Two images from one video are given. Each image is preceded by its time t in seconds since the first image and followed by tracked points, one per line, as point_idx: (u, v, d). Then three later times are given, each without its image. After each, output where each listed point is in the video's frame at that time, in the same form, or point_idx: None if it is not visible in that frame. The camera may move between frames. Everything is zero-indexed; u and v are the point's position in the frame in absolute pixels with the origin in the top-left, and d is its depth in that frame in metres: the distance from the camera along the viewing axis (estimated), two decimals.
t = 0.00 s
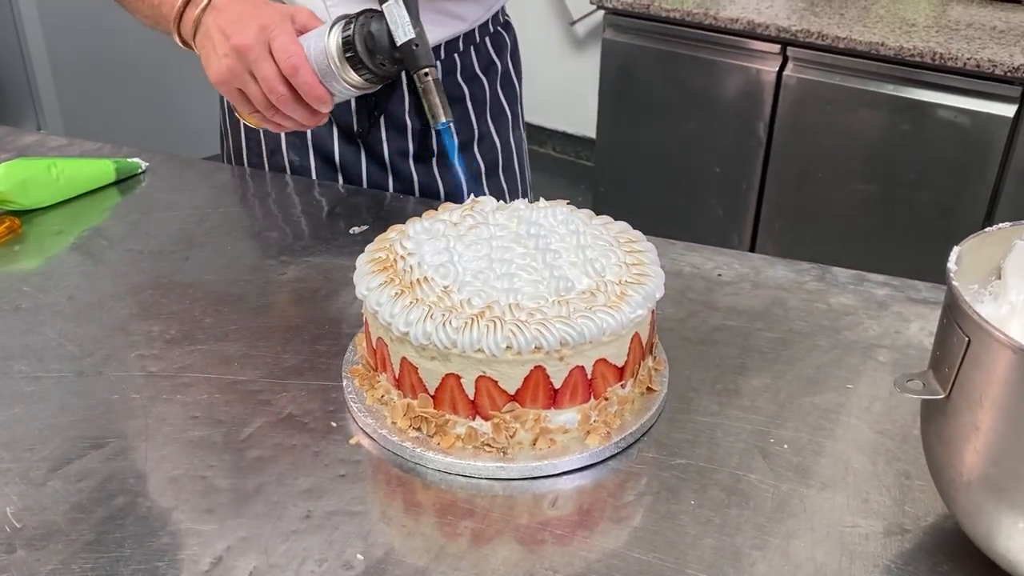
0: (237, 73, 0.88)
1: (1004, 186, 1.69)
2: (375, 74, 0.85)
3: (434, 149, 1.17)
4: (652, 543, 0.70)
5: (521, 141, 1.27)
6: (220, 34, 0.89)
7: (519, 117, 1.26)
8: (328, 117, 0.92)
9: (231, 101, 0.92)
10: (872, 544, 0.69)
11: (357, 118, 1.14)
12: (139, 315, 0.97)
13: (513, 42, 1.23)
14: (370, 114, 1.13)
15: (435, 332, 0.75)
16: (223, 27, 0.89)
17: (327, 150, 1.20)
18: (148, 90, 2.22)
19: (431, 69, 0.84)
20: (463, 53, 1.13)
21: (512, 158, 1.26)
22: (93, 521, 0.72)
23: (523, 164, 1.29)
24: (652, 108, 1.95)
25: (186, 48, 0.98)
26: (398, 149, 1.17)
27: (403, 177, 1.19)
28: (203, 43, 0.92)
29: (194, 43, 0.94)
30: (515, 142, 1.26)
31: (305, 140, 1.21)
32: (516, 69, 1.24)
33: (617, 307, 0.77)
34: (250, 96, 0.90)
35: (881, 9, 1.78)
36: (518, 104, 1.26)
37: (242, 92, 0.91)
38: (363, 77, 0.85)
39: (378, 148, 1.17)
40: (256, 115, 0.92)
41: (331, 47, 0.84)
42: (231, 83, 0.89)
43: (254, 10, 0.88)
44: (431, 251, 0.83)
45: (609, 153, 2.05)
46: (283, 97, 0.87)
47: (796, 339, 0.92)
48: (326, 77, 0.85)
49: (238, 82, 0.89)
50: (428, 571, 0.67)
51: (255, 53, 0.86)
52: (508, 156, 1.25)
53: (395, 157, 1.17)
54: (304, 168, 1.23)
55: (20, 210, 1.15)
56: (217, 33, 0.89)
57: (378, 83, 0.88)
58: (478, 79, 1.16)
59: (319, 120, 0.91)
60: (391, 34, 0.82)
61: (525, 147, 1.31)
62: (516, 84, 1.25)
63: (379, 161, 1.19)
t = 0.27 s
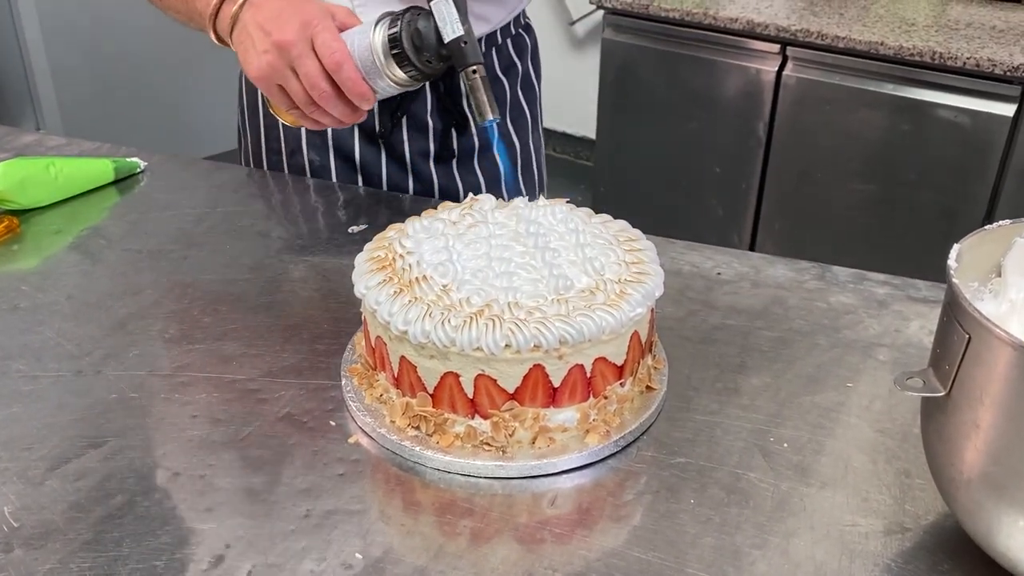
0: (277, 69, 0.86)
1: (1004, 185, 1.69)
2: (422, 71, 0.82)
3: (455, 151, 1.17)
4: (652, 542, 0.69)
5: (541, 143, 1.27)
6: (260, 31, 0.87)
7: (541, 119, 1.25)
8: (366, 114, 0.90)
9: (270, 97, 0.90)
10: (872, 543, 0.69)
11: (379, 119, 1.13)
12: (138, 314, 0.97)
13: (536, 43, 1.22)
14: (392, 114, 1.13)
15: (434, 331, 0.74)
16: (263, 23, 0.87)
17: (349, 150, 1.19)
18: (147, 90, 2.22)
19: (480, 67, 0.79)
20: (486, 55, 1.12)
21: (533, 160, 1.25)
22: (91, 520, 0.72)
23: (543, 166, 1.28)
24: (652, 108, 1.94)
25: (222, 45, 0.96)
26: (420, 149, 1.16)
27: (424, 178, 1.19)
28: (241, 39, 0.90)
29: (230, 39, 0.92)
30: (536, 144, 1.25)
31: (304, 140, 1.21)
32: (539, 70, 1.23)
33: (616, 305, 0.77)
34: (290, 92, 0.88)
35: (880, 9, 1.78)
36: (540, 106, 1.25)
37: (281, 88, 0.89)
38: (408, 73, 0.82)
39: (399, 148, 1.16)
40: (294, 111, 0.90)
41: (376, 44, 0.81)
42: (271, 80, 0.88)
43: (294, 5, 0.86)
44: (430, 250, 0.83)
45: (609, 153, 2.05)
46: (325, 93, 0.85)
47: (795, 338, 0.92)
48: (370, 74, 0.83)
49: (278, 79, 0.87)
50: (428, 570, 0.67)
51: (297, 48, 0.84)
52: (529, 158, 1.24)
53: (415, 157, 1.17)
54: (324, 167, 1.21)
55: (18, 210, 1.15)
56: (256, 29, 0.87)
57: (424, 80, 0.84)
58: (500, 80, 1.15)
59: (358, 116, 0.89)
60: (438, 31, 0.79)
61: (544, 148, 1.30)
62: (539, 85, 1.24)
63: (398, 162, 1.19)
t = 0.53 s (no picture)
0: (316, 69, 0.85)
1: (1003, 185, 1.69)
2: (465, 75, 0.81)
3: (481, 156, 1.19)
4: (651, 543, 0.69)
5: (568, 147, 1.29)
6: (299, 29, 0.86)
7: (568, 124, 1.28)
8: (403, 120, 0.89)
9: (305, 98, 0.89)
10: (871, 544, 0.69)
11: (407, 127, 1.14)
12: (137, 316, 0.97)
13: (565, 48, 1.24)
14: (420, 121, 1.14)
15: (433, 333, 0.74)
16: (303, 22, 0.86)
17: (375, 155, 1.19)
18: (146, 91, 2.22)
19: (525, 72, 0.79)
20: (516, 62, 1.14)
21: (561, 165, 1.27)
22: (90, 522, 0.71)
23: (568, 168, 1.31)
24: (650, 109, 1.94)
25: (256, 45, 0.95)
26: (446, 155, 1.18)
27: (450, 183, 1.20)
28: (278, 37, 0.89)
29: (266, 38, 0.91)
30: (563, 148, 1.27)
31: (304, 141, 1.21)
32: (567, 74, 1.25)
33: (615, 307, 0.77)
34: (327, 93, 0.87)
35: (879, 9, 1.78)
36: (569, 110, 1.27)
37: (318, 89, 0.88)
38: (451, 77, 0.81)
39: (427, 154, 1.18)
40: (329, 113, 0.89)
41: (420, 46, 0.81)
42: (308, 79, 0.87)
43: (335, 6, 0.86)
44: (429, 252, 0.83)
45: (607, 154, 2.05)
46: (363, 95, 0.84)
47: (794, 339, 0.92)
48: (411, 77, 0.82)
49: (315, 79, 0.86)
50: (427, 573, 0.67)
51: (337, 48, 0.83)
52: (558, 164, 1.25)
53: (442, 163, 1.18)
54: (348, 172, 1.21)
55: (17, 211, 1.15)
56: (296, 28, 0.87)
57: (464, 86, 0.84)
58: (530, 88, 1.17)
59: (395, 121, 0.88)
60: (485, 34, 0.79)
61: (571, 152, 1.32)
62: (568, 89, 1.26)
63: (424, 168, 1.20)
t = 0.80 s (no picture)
0: (329, 77, 0.84)
1: (1002, 186, 1.69)
2: (482, 87, 0.81)
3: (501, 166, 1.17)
4: (648, 545, 0.69)
5: (590, 156, 1.28)
6: (313, 36, 0.85)
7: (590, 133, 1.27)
8: (417, 131, 0.88)
9: (318, 106, 0.88)
10: (868, 546, 0.69)
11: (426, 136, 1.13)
12: (135, 318, 0.97)
13: (589, 56, 1.24)
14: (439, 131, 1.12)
15: (431, 335, 0.74)
16: (317, 29, 0.85)
17: (393, 166, 1.19)
18: (144, 92, 2.23)
19: (544, 85, 0.77)
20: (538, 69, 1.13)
21: (582, 174, 1.26)
22: (88, 525, 0.71)
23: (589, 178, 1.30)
24: (649, 110, 1.94)
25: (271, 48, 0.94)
26: (466, 165, 1.16)
27: (470, 194, 1.19)
28: (292, 43, 0.88)
29: (281, 44, 0.91)
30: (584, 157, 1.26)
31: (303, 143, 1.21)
32: (590, 82, 1.25)
33: (613, 309, 0.77)
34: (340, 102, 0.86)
35: (877, 10, 1.78)
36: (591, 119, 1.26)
37: (331, 97, 0.87)
38: (468, 89, 0.81)
39: (446, 164, 1.16)
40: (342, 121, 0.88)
41: (437, 57, 0.80)
42: (321, 88, 0.86)
43: (351, 13, 0.85)
44: (427, 254, 0.83)
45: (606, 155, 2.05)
46: (377, 105, 0.83)
47: (791, 340, 0.92)
48: (428, 88, 0.82)
49: (328, 87, 0.85)
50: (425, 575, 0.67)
51: (351, 57, 0.83)
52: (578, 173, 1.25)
53: (462, 173, 1.17)
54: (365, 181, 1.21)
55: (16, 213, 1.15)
56: (310, 35, 0.86)
57: (482, 97, 0.83)
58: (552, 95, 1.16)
59: (409, 133, 0.87)
60: (504, 44, 0.77)
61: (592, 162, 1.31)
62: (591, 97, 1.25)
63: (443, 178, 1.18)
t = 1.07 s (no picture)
0: (307, 90, 0.84)
1: (1001, 185, 1.69)
2: (465, 98, 0.79)
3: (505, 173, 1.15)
4: (645, 544, 0.69)
5: (592, 159, 1.28)
6: (292, 49, 0.85)
7: (592, 136, 1.27)
8: (399, 146, 0.87)
9: (298, 120, 0.88)
10: (865, 545, 0.69)
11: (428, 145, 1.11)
12: (132, 318, 0.96)
13: (591, 58, 1.24)
14: (440, 139, 1.11)
15: (428, 335, 0.74)
16: (296, 41, 0.85)
17: (394, 176, 1.17)
18: (142, 92, 2.22)
19: (529, 95, 0.78)
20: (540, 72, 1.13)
21: (584, 178, 1.26)
22: (84, 525, 0.71)
23: (592, 182, 1.30)
24: (647, 111, 1.94)
25: (251, 62, 0.94)
26: (469, 173, 1.14)
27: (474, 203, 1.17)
28: (270, 57, 0.88)
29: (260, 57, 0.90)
30: (587, 160, 1.26)
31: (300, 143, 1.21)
32: (593, 85, 1.25)
33: (610, 308, 0.77)
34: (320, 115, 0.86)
35: (876, 10, 1.78)
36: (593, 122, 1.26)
37: (310, 110, 0.86)
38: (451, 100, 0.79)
39: (448, 172, 1.14)
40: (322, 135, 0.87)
41: (417, 67, 0.79)
42: (299, 101, 0.85)
43: (330, 26, 0.85)
44: (423, 254, 0.83)
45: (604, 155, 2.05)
46: (357, 118, 0.82)
47: (789, 339, 0.92)
48: (409, 100, 0.80)
49: (306, 100, 0.85)
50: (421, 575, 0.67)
51: (330, 69, 0.82)
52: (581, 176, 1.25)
53: (464, 181, 1.15)
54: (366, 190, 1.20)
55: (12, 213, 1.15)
56: (288, 47, 0.85)
57: (466, 109, 0.82)
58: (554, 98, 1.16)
59: (390, 147, 0.86)
60: (488, 53, 0.77)
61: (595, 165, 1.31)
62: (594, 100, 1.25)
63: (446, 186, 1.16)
